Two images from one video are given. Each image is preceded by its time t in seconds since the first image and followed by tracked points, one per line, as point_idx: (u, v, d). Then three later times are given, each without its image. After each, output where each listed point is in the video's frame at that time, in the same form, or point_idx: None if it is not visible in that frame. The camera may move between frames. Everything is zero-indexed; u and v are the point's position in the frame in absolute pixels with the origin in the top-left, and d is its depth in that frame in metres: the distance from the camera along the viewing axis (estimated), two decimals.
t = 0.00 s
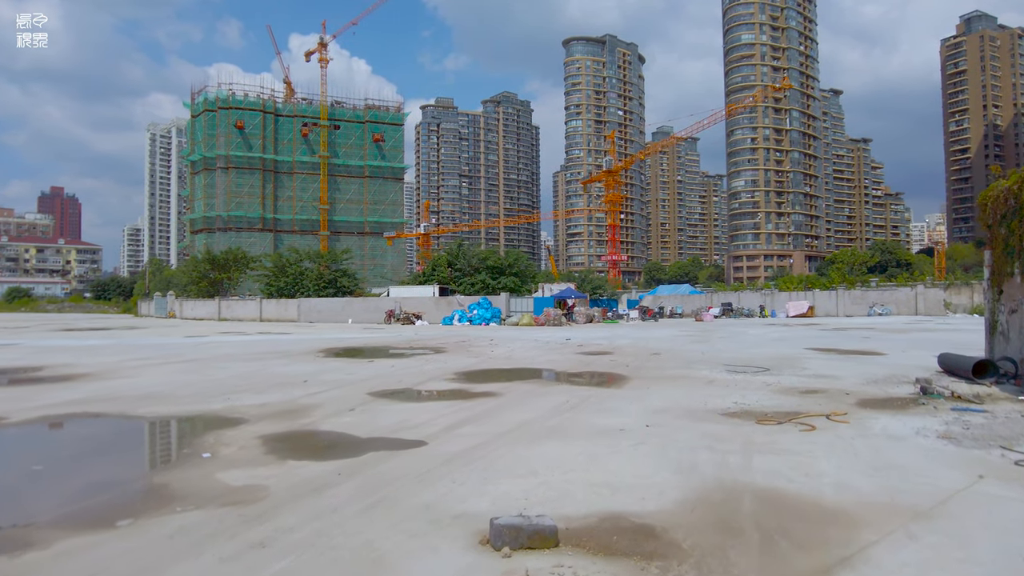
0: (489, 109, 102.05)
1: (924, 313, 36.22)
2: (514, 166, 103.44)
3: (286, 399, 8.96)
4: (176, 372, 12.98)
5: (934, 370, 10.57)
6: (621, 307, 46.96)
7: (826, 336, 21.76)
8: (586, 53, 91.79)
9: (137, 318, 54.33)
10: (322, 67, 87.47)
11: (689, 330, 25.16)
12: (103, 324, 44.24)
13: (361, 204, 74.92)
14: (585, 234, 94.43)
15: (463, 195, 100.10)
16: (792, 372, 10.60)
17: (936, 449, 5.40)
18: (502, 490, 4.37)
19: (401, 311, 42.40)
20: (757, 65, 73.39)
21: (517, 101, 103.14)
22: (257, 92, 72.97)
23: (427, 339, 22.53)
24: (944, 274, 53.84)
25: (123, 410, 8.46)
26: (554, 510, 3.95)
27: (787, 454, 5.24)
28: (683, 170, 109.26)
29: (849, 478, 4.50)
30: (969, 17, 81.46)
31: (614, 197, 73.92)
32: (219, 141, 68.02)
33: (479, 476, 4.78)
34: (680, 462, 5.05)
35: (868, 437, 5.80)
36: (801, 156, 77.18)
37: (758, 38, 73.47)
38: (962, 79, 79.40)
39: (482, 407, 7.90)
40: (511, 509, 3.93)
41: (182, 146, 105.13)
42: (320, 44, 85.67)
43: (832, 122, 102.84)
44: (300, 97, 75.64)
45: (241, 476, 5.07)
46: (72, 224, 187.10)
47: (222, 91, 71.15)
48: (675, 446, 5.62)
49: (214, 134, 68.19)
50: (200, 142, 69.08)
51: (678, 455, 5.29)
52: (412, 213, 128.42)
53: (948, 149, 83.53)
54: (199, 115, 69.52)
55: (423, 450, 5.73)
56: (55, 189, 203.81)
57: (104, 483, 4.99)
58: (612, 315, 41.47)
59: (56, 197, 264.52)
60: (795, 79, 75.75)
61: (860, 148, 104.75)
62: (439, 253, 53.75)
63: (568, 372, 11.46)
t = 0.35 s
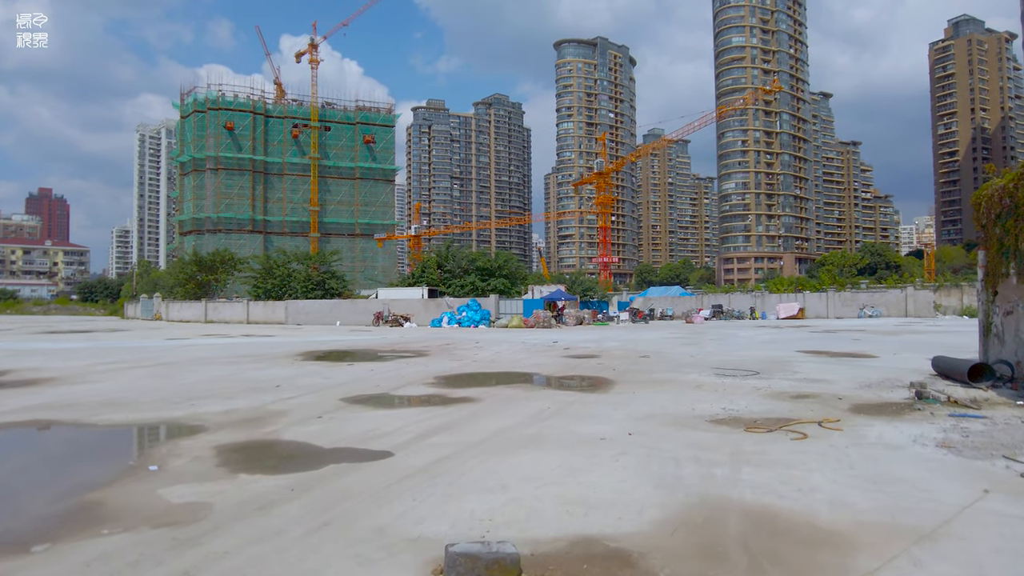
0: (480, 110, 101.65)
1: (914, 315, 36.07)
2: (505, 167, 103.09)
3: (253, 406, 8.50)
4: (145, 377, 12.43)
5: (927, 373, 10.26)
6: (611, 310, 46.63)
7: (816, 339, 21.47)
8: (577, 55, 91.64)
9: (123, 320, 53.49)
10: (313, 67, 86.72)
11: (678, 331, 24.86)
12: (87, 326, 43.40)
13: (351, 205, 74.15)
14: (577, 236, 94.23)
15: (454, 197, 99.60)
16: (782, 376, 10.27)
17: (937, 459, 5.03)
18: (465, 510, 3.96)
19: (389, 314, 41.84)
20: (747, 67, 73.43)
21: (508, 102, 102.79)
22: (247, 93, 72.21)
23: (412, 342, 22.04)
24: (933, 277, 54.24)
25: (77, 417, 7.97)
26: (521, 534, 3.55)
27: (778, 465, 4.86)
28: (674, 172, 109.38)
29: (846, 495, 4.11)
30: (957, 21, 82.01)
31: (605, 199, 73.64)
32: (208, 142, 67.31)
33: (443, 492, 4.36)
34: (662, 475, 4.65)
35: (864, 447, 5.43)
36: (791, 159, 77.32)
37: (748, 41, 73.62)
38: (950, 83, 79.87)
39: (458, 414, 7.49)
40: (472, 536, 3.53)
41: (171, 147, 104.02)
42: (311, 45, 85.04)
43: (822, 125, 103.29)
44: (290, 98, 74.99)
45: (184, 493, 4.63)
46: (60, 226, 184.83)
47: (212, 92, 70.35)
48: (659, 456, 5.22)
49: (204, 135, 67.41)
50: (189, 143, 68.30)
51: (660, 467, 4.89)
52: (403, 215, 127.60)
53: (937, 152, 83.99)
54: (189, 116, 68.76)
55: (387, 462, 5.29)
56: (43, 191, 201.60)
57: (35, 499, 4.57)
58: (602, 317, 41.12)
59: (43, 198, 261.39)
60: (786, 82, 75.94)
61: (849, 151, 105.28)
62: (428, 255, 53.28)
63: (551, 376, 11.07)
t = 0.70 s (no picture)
0: (473, 110, 101.20)
1: (906, 316, 35.95)
2: (498, 168, 102.69)
3: (222, 412, 8.08)
4: (118, 381, 12.00)
5: (923, 376, 9.97)
6: (603, 310, 46.37)
7: (809, 340, 21.23)
8: (570, 56, 91.43)
9: (110, 321, 52.77)
10: (305, 67, 86.11)
11: (671, 333, 24.57)
12: (73, 328, 42.72)
13: (344, 206, 73.42)
14: (570, 236, 94.02)
15: (447, 197, 99.13)
16: (775, 379, 9.95)
17: (942, 471, 4.70)
18: (428, 532, 3.60)
19: (380, 314, 41.40)
20: (739, 68, 73.44)
21: (501, 103, 102.43)
22: (239, 92, 71.53)
23: (399, 343, 21.63)
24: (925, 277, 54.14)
25: (34, 425, 7.56)
26: (486, 562, 3.20)
27: (771, 478, 4.51)
28: (667, 173, 109.37)
29: (845, 514, 3.77)
30: (947, 22, 82.37)
31: (597, 200, 73.34)
32: (200, 142, 66.64)
33: (407, 512, 3.99)
34: (646, 491, 4.31)
35: (863, 457, 5.09)
36: (784, 160, 77.32)
37: (740, 42, 73.64)
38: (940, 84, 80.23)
39: (437, 421, 7.12)
40: (429, 564, 3.15)
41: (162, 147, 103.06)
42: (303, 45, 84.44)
43: (813, 126, 103.57)
44: (282, 98, 74.30)
45: (124, 512, 4.23)
46: (51, 227, 183.41)
47: (203, 91, 69.69)
48: (644, 469, 4.85)
49: (195, 135, 66.80)
50: (181, 143, 67.71)
51: (645, 482, 4.53)
52: (396, 216, 127.06)
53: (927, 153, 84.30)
54: (180, 115, 68.09)
55: (353, 476, 4.92)
56: (33, 191, 199.73)
57: None
58: (594, 318, 40.84)
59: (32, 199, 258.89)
60: (778, 83, 75.98)
61: (841, 152, 105.67)
62: (420, 255, 52.80)
63: (538, 379, 10.69)
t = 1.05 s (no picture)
0: (467, 110, 100.72)
1: (900, 316, 35.78)
2: (492, 168, 102.21)
3: (186, 417, 7.60)
4: (88, 382, 11.50)
5: (923, 377, 9.65)
6: (597, 310, 46.05)
7: (804, 340, 20.93)
8: (564, 56, 91.09)
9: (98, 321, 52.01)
10: (298, 66, 85.42)
11: (664, 333, 24.20)
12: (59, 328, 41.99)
13: (337, 205, 72.69)
14: (564, 237, 93.72)
15: (441, 197, 98.57)
16: (771, 380, 9.57)
17: (954, 483, 4.32)
18: (384, 560, 3.18)
19: (370, 314, 40.89)
20: (733, 69, 73.31)
21: (495, 103, 102.03)
22: (231, 91, 70.80)
23: (387, 343, 21.17)
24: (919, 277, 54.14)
25: None
26: None
27: (770, 493, 4.11)
28: (660, 173, 109.26)
29: (853, 536, 3.37)
30: (940, 24, 82.60)
31: (591, 200, 72.90)
32: (191, 141, 65.85)
33: (362, 533, 3.59)
34: (634, 509, 3.87)
35: (869, 468, 4.69)
36: (777, 160, 77.22)
37: (734, 42, 73.54)
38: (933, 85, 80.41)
39: (416, 426, 6.70)
40: None
41: (153, 146, 102.07)
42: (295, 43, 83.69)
43: (807, 127, 103.70)
44: (275, 97, 73.56)
45: (51, 532, 3.79)
46: (42, 226, 181.84)
47: (195, 90, 68.87)
48: (631, 482, 4.43)
49: (187, 134, 66.02)
50: (172, 142, 66.96)
51: (632, 497, 4.10)
52: (390, 215, 126.43)
53: (920, 154, 84.46)
54: (171, 114, 67.35)
55: (313, 490, 4.50)
56: (26, 189, 198.38)
57: None
58: (587, 318, 40.48)
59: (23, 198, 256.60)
60: (771, 83, 75.92)
61: (834, 153, 105.77)
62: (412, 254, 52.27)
63: (527, 381, 10.25)
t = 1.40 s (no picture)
0: (459, 110, 100.20)
1: (891, 316, 35.66)
2: (484, 167, 101.70)
3: (141, 424, 7.14)
4: (52, 385, 11.02)
5: (918, 380, 9.34)
6: (587, 310, 45.72)
7: (795, 340, 20.65)
8: (556, 55, 90.74)
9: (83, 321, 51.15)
10: (289, 65, 84.62)
11: (653, 334, 23.85)
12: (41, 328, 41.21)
13: (328, 205, 71.91)
14: (555, 236, 93.38)
15: (432, 197, 97.98)
16: (761, 383, 9.24)
17: (960, 499, 3.94)
18: None
19: (358, 314, 40.36)
20: (724, 69, 73.26)
21: (487, 102, 101.60)
22: (222, 90, 70.01)
23: (372, 344, 20.70)
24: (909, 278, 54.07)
25: None
26: None
27: (758, 511, 3.74)
28: (652, 174, 109.18)
29: (852, 564, 2.99)
30: (929, 25, 82.95)
31: (582, 199, 72.48)
32: (181, 140, 64.96)
33: (300, 560, 3.19)
34: (607, 530, 3.48)
35: (865, 480, 4.32)
36: (768, 160, 77.23)
37: (726, 43, 73.46)
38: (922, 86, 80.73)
39: (385, 433, 6.29)
40: None
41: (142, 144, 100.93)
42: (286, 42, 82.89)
43: (797, 127, 103.96)
44: (266, 95, 72.71)
45: None
46: (31, 226, 179.62)
47: (185, 88, 67.95)
48: (604, 498, 4.04)
49: (176, 132, 65.11)
50: (161, 141, 66.08)
51: (607, 516, 3.70)
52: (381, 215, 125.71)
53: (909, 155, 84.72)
54: (161, 112, 66.47)
55: (256, 509, 4.08)
56: (15, 189, 196.06)
57: None
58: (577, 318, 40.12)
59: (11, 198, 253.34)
60: (762, 84, 75.91)
61: (824, 153, 106.07)
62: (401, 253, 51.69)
63: (508, 384, 9.83)
